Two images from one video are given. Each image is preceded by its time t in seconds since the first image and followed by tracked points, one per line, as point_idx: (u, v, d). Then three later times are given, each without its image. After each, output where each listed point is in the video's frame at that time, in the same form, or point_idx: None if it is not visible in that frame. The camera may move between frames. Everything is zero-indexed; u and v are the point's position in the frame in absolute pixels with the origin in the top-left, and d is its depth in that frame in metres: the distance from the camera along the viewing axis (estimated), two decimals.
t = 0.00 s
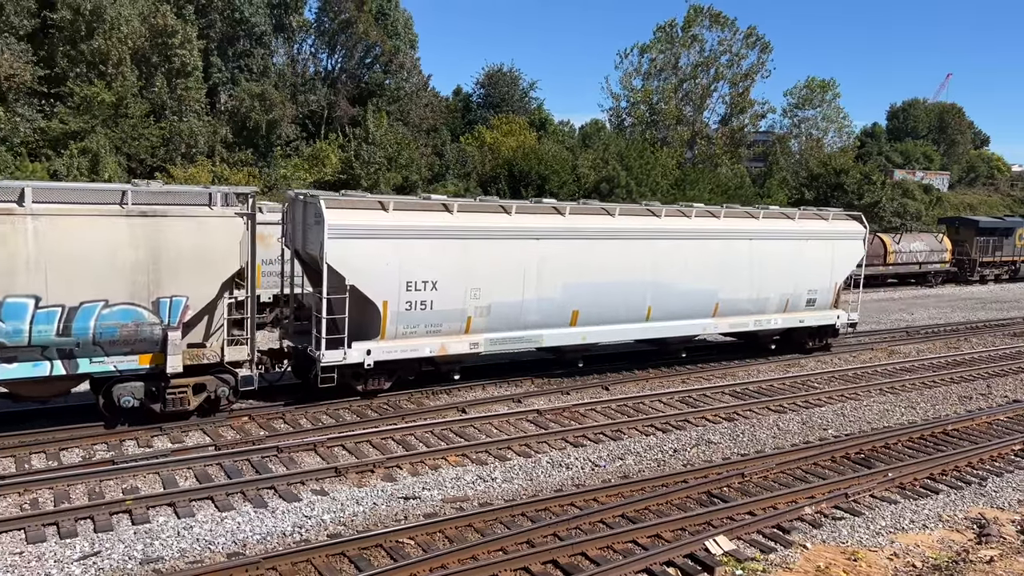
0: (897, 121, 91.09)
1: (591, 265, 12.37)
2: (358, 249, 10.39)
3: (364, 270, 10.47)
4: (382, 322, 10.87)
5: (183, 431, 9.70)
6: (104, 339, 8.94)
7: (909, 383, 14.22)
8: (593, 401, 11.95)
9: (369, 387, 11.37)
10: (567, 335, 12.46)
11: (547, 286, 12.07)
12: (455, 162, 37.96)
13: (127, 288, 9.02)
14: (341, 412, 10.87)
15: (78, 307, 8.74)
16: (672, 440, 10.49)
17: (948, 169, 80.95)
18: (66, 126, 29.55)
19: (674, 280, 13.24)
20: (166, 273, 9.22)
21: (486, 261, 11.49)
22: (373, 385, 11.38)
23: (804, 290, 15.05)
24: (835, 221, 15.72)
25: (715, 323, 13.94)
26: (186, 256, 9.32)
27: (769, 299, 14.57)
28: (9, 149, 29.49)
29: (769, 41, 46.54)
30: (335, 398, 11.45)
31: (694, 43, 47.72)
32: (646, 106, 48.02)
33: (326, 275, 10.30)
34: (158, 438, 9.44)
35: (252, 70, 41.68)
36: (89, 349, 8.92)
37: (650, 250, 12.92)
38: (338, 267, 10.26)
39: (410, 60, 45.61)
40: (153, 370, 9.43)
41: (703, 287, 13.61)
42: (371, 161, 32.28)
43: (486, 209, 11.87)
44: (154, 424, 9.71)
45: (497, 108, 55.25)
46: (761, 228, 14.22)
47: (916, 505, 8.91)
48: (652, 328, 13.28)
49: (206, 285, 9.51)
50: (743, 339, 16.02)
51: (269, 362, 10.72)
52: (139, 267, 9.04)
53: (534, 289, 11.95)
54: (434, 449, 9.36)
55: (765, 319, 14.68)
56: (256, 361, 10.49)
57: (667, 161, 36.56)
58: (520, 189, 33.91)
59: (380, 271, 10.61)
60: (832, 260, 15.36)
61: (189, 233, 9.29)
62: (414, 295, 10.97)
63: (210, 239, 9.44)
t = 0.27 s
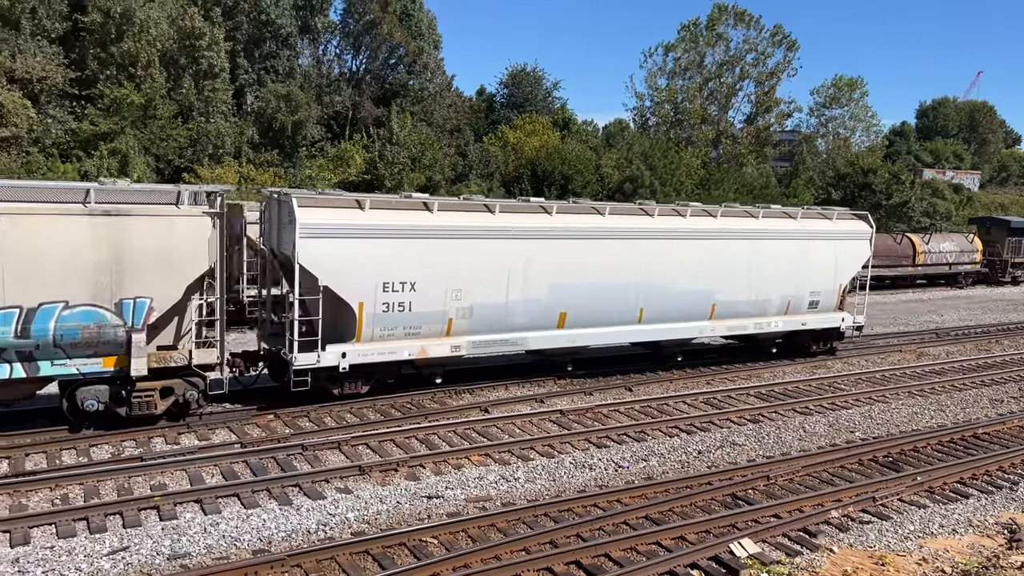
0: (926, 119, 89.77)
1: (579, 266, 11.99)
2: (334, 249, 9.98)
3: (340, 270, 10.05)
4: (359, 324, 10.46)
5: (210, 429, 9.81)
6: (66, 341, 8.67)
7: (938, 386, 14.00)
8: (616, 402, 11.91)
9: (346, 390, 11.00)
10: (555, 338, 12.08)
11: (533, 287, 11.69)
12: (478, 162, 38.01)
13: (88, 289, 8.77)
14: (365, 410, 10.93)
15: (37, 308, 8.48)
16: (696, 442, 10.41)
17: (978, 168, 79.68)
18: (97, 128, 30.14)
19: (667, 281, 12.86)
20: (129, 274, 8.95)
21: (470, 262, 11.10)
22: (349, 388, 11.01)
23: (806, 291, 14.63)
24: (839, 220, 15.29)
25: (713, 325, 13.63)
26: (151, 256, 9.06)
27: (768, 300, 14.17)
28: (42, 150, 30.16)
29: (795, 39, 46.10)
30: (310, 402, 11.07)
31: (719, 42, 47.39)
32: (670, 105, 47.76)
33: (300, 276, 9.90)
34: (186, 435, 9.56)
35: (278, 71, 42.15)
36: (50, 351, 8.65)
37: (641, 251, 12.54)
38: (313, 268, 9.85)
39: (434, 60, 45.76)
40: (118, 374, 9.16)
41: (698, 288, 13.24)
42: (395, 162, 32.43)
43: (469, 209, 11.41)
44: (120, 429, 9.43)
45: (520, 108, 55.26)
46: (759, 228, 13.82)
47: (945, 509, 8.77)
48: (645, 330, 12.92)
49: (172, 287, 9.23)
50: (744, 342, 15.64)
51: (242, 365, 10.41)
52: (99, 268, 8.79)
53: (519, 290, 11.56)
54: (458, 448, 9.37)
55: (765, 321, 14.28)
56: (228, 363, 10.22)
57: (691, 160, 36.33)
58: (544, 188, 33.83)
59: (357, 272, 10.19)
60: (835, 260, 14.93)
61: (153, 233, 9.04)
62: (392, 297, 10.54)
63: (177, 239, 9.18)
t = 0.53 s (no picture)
0: (959, 118, 88.25)
1: (568, 266, 11.66)
2: (307, 249, 9.79)
3: (313, 272, 9.85)
4: (335, 326, 10.25)
5: (239, 427, 9.92)
6: (30, 342, 8.54)
7: (972, 389, 13.73)
8: (642, 403, 11.85)
9: (323, 394, 10.72)
10: (542, 341, 11.75)
11: (517, 289, 11.37)
12: (504, 162, 38.01)
13: (50, 291, 8.56)
14: (391, 409, 10.99)
15: None
16: (724, 444, 10.32)
17: (1013, 167, 78.16)
18: (129, 129, 30.68)
19: (660, 283, 12.47)
20: (92, 274, 8.71)
21: (450, 263, 10.82)
22: (326, 392, 10.74)
23: (808, 292, 14.20)
24: (844, 220, 14.84)
25: (709, 328, 13.23)
26: (116, 257, 8.79)
27: (768, 302, 13.76)
28: (76, 151, 30.77)
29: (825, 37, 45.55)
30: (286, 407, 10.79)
31: (748, 41, 46.98)
32: (698, 105, 47.35)
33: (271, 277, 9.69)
34: (215, 433, 9.68)
35: (306, 73, 42.54)
36: (13, 354, 8.52)
37: (633, 251, 12.19)
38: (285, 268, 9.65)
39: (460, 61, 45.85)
40: (84, 376, 8.99)
41: (693, 291, 12.84)
42: (421, 163, 32.52)
43: (513, 210, 11.63)
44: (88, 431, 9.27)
45: (547, 108, 55.20)
46: (759, 228, 13.41)
47: (979, 515, 8.60)
48: (639, 333, 12.54)
49: (137, 289, 8.96)
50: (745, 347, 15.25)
51: (216, 368, 10.45)
52: (60, 269, 8.56)
53: (504, 292, 11.26)
54: (483, 448, 9.38)
55: (765, 325, 13.88)
56: (201, 365, 10.28)
57: (719, 159, 36.03)
58: (569, 188, 33.83)
59: (330, 274, 9.98)
60: (839, 260, 14.47)
61: (117, 234, 8.77)
62: (369, 298, 10.32)
63: (145, 240, 8.90)
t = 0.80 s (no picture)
0: (996, 117, 86.57)
1: (555, 268, 11.22)
2: (281, 250, 9.45)
3: (286, 272, 9.52)
4: (309, 328, 9.90)
5: (268, 425, 10.03)
6: None
7: (1009, 394, 13.44)
8: (670, 405, 11.77)
9: (299, 397, 10.38)
10: (528, 344, 11.33)
11: (502, 291, 10.95)
12: (532, 162, 38.02)
13: (12, 291, 8.34)
14: (418, 408, 11.04)
15: None
16: (753, 447, 10.21)
17: None
18: (163, 131, 31.24)
19: (654, 285, 12.00)
20: (56, 275, 8.49)
21: (431, 263, 10.43)
22: (302, 394, 10.41)
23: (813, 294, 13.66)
24: (851, 220, 14.29)
25: (706, 332, 12.72)
26: (82, 257, 8.57)
27: (770, 305, 13.23)
28: (111, 152, 31.39)
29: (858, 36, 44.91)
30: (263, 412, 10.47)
31: (778, 40, 46.49)
32: (727, 104, 46.87)
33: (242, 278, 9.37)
34: (245, 430, 9.79)
35: (335, 75, 42.88)
36: None
37: (625, 252, 11.74)
38: (256, 269, 9.32)
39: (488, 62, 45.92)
40: (49, 378, 8.77)
41: (690, 293, 12.36)
42: (449, 163, 32.60)
43: (557, 209, 11.72)
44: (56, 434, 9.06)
45: (574, 108, 55.09)
46: (759, 228, 12.89)
47: (1016, 522, 8.41)
48: (631, 337, 12.08)
49: (103, 291, 8.71)
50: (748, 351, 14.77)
51: (191, 371, 10.05)
52: (22, 269, 8.35)
53: (487, 294, 10.85)
54: (510, 448, 9.38)
55: (766, 329, 13.34)
56: (174, 367, 9.89)
57: (748, 160, 35.71)
58: (597, 188, 33.88)
59: (304, 274, 9.64)
60: (845, 262, 13.92)
61: (84, 234, 8.57)
62: (346, 300, 9.96)
63: (113, 240, 8.70)
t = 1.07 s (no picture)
0: None
1: (545, 270, 11.01)
2: (259, 252, 9.37)
3: (263, 274, 9.41)
4: (288, 331, 9.77)
5: (304, 424, 10.14)
6: None
7: None
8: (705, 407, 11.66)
9: (280, 402, 10.19)
10: (518, 347, 11.08)
11: (489, 292, 10.74)
12: (565, 162, 37.96)
13: None
14: (451, 409, 11.07)
15: None
16: (790, 450, 10.06)
17: None
18: (201, 134, 31.83)
19: (648, 286, 11.72)
20: (27, 276, 8.54)
21: (413, 263, 10.26)
22: (282, 399, 10.20)
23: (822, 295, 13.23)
24: (862, 219, 13.79)
25: (707, 335, 12.37)
26: (54, 258, 8.62)
27: (775, 308, 12.84)
28: (151, 155, 32.03)
29: (898, 32, 44.07)
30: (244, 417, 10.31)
31: (816, 37, 45.80)
32: (763, 103, 46.21)
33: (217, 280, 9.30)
34: (281, 429, 9.92)
35: (370, 77, 43.24)
36: None
37: (617, 253, 11.47)
38: (233, 271, 9.24)
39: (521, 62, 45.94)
40: (22, 381, 8.78)
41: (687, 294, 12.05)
42: (482, 164, 32.64)
43: (550, 210, 11.52)
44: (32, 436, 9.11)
45: (608, 108, 54.86)
46: (760, 228, 12.53)
47: None
48: (628, 340, 11.79)
49: (75, 291, 8.76)
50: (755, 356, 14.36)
51: (172, 374, 9.86)
52: None
53: (474, 295, 10.64)
54: (543, 449, 9.36)
55: (772, 331, 12.94)
56: (153, 370, 9.73)
57: (785, 159, 35.25)
58: (631, 188, 33.71)
59: (282, 276, 9.53)
60: (855, 259, 13.44)
61: (56, 234, 8.63)
62: (325, 301, 9.82)
63: (85, 240, 8.74)
